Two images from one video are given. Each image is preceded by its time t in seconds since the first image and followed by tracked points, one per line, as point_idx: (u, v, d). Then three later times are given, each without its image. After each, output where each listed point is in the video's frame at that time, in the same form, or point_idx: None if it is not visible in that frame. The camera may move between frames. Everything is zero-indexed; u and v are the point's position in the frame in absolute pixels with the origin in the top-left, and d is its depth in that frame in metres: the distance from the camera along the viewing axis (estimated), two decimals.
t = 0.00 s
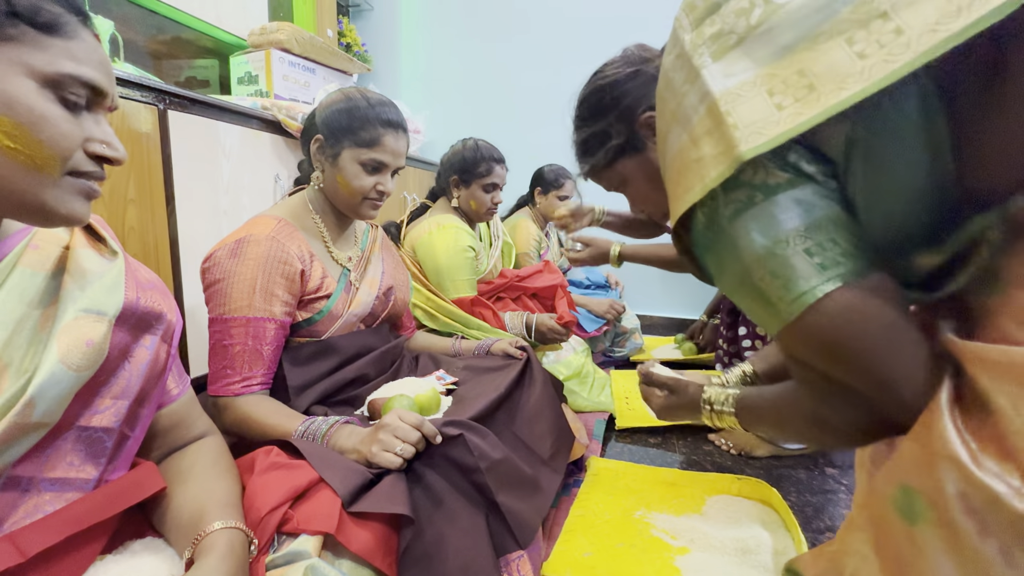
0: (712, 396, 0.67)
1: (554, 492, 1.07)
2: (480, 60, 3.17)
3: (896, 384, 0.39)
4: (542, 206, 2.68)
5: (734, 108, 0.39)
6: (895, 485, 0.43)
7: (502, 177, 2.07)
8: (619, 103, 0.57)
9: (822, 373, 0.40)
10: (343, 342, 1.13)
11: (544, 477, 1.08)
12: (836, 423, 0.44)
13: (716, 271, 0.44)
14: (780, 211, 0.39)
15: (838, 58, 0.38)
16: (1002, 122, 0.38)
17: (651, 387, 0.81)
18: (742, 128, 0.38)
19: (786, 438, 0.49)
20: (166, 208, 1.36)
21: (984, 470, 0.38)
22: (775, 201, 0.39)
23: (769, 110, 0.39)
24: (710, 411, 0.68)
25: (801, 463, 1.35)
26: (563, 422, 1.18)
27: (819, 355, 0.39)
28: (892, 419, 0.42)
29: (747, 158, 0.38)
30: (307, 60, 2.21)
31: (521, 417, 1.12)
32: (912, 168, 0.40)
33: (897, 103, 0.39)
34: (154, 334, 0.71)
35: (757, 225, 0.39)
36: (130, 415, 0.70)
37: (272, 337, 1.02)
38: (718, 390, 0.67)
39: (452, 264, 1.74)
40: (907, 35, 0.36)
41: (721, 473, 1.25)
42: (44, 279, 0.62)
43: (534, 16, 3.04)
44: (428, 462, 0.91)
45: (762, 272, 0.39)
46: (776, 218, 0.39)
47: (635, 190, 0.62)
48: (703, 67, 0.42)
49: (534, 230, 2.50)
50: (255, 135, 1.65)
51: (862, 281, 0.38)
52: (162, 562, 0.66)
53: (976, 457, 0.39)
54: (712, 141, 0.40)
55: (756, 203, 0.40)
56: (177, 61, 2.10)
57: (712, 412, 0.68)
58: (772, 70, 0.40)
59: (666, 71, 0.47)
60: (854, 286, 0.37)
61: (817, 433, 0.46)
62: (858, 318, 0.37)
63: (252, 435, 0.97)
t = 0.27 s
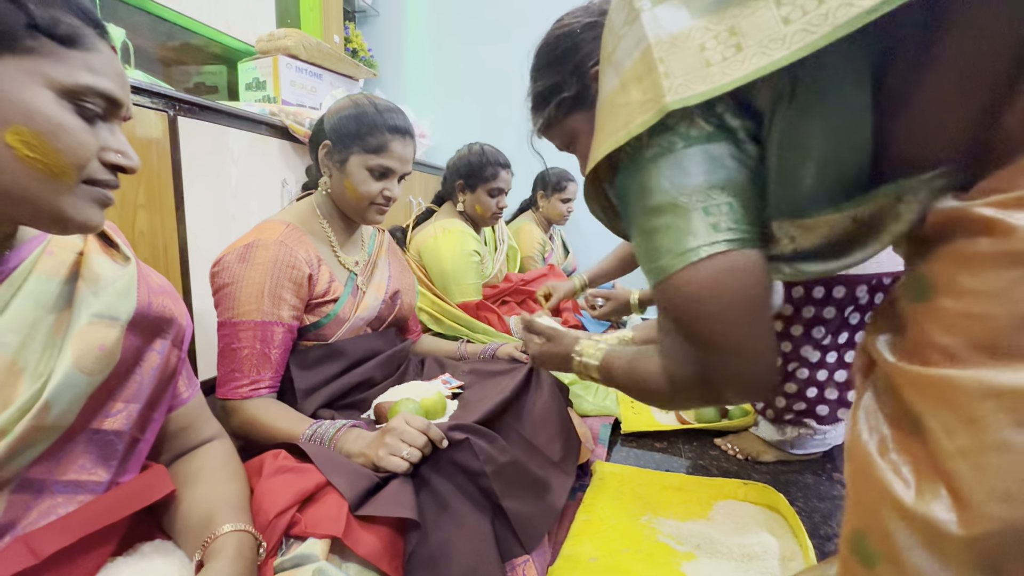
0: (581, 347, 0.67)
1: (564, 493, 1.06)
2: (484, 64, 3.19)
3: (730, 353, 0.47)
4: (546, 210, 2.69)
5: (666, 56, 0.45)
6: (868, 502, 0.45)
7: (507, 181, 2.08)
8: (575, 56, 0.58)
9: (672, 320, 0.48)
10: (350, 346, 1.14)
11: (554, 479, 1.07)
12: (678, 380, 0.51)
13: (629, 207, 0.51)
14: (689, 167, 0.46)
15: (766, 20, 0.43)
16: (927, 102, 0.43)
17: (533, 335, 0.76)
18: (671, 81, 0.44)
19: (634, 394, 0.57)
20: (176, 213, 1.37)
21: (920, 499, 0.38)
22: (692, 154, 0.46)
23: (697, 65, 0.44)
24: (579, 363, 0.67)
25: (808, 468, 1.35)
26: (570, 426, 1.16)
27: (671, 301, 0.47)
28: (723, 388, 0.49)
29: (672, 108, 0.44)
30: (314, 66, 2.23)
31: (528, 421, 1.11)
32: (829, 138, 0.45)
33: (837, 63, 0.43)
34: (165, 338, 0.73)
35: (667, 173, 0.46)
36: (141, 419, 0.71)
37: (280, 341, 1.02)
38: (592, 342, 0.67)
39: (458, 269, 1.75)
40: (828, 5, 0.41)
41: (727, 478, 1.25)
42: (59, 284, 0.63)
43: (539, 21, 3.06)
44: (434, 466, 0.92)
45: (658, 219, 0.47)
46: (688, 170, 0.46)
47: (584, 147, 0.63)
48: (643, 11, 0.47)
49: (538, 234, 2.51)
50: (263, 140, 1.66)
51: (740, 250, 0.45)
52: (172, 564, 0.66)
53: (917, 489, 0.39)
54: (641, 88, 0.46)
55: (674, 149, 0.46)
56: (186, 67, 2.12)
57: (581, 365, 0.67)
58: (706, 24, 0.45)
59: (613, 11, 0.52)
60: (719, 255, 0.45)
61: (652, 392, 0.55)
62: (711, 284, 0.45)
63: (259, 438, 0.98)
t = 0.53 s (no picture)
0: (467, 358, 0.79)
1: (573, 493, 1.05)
2: (486, 70, 3.21)
3: (558, 328, 0.58)
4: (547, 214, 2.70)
5: (628, 73, 0.52)
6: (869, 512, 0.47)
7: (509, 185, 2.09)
8: (544, 61, 0.70)
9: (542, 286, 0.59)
10: (352, 349, 1.15)
11: (564, 480, 1.05)
12: (524, 335, 0.63)
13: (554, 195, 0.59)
14: (618, 167, 0.53)
15: (717, 25, 0.49)
16: (880, 109, 0.50)
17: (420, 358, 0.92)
18: (635, 95, 0.52)
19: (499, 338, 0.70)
20: (180, 217, 1.38)
21: (896, 517, 0.44)
22: (625, 156, 0.53)
23: (660, 75, 0.51)
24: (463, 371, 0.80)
25: (810, 473, 1.34)
26: (576, 434, 1.10)
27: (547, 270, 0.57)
28: (545, 349, 0.62)
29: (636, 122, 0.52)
30: (317, 71, 2.24)
31: (531, 422, 1.06)
32: (777, 140, 0.52)
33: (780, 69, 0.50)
34: (171, 342, 0.74)
35: (594, 170, 0.53)
36: (146, 422, 0.72)
37: (283, 344, 1.03)
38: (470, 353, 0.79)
39: (459, 272, 1.76)
40: (772, 12, 0.47)
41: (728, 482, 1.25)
42: (67, 289, 0.64)
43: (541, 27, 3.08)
44: (435, 469, 0.93)
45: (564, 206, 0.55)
46: (616, 169, 0.53)
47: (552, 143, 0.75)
48: (605, 19, 0.54)
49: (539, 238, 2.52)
50: (267, 145, 1.68)
51: (614, 256, 0.54)
52: (177, 565, 0.67)
53: (892, 507, 0.44)
54: (607, 99, 0.53)
55: (604, 155, 0.53)
56: (191, 73, 2.14)
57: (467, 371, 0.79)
58: (663, 32, 0.51)
59: (576, 13, 0.58)
60: (590, 253, 0.54)
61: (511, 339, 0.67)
62: (574, 276, 0.55)
63: (262, 441, 0.99)
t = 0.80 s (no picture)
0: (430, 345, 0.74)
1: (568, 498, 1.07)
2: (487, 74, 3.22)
3: (513, 323, 0.55)
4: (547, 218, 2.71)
5: (600, 67, 0.51)
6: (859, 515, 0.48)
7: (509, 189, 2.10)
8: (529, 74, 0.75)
9: (501, 275, 0.56)
10: (352, 351, 1.15)
11: (559, 485, 1.07)
12: (474, 327, 0.59)
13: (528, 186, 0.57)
14: (596, 161, 0.52)
15: (687, 25, 0.50)
16: (863, 115, 0.50)
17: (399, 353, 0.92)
18: (606, 93, 0.51)
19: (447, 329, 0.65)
20: (182, 220, 1.40)
21: (888, 524, 0.46)
22: (603, 151, 0.52)
23: (631, 73, 0.51)
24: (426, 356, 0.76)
25: (810, 476, 1.35)
26: (571, 432, 1.18)
27: (508, 259, 0.54)
28: (491, 345, 0.58)
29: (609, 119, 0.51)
30: (319, 76, 2.26)
31: (530, 428, 1.11)
32: (758, 142, 0.53)
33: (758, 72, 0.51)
34: (173, 344, 0.74)
35: (570, 163, 0.52)
36: (148, 424, 0.73)
37: (285, 346, 1.04)
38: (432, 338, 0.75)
39: (460, 275, 1.76)
40: (741, 14, 0.47)
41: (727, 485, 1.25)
42: (71, 292, 0.65)
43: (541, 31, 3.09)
44: (436, 471, 0.93)
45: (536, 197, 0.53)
46: (594, 163, 0.52)
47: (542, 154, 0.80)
48: (581, 14, 0.54)
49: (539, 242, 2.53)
50: (269, 149, 1.69)
51: (583, 251, 0.52)
52: (180, 564, 0.67)
53: (884, 514, 0.47)
54: (580, 96, 0.52)
55: (581, 149, 0.52)
56: (193, 77, 2.16)
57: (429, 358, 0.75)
58: (632, 27, 0.51)
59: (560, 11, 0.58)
60: (556, 247, 0.52)
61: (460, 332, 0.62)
62: (535, 272, 0.52)
63: (264, 442, 0.99)
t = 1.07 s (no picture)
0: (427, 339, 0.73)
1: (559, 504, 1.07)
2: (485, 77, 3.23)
3: (512, 327, 0.55)
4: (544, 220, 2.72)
5: (597, 70, 0.52)
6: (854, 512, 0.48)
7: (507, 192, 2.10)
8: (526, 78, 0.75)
9: (499, 278, 0.56)
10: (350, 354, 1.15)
11: (548, 490, 1.08)
12: (473, 330, 0.59)
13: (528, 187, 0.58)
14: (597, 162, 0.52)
15: (685, 29, 0.50)
16: (857, 115, 0.51)
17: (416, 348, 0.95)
18: (602, 96, 0.51)
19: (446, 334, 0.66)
20: (180, 224, 1.39)
21: (889, 525, 0.45)
22: (603, 153, 0.52)
23: (627, 76, 0.51)
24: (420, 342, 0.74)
25: (807, 477, 1.35)
26: (568, 437, 1.18)
27: (506, 263, 0.55)
28: (491, 350, 0.58)
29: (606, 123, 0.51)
30: (317, 79, 2.26)
31: (527, 431, 1.12)
32: (756, 143, 0.53)
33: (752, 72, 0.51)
34: (170, 346, 0.74)
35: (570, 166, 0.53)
36: (145, 426, 0.72)
37: (282, 349, 1.04)
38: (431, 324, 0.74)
39: (457, 277, 1.76)
40: (740, 15, 0.47)
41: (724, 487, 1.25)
42: (68, 294, 0.65)
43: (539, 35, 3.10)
44: (434, 473, 0.93)
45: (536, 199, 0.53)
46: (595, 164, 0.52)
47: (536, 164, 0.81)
48: (578, 19, 0.54)
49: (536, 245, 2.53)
50: (266, 151, 1.69)
51: (585, 251, 0.52)
52: (177, 568, 0.68)
53: (885, 515, 0.46)
54: (578, 99, 0.53)
55: (582, 150, 0.53)
56: (191, 80, 2.16)
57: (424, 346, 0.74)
58: (630, 32, 0.52)
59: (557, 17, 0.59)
60: (556, 250, 0.52)
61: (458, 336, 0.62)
62: (535, 276, 0.53)
63: (260, 445, 0.99)
